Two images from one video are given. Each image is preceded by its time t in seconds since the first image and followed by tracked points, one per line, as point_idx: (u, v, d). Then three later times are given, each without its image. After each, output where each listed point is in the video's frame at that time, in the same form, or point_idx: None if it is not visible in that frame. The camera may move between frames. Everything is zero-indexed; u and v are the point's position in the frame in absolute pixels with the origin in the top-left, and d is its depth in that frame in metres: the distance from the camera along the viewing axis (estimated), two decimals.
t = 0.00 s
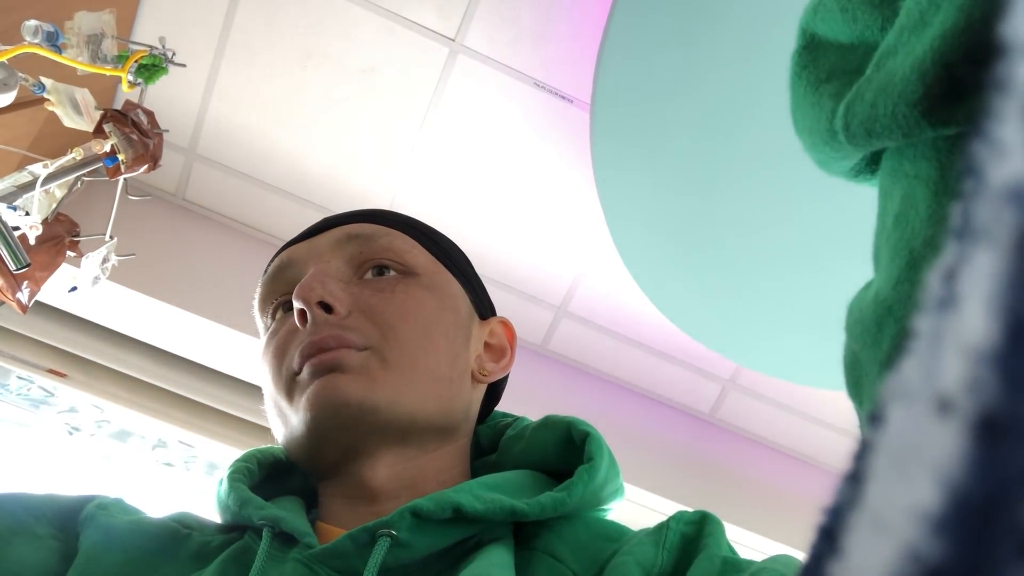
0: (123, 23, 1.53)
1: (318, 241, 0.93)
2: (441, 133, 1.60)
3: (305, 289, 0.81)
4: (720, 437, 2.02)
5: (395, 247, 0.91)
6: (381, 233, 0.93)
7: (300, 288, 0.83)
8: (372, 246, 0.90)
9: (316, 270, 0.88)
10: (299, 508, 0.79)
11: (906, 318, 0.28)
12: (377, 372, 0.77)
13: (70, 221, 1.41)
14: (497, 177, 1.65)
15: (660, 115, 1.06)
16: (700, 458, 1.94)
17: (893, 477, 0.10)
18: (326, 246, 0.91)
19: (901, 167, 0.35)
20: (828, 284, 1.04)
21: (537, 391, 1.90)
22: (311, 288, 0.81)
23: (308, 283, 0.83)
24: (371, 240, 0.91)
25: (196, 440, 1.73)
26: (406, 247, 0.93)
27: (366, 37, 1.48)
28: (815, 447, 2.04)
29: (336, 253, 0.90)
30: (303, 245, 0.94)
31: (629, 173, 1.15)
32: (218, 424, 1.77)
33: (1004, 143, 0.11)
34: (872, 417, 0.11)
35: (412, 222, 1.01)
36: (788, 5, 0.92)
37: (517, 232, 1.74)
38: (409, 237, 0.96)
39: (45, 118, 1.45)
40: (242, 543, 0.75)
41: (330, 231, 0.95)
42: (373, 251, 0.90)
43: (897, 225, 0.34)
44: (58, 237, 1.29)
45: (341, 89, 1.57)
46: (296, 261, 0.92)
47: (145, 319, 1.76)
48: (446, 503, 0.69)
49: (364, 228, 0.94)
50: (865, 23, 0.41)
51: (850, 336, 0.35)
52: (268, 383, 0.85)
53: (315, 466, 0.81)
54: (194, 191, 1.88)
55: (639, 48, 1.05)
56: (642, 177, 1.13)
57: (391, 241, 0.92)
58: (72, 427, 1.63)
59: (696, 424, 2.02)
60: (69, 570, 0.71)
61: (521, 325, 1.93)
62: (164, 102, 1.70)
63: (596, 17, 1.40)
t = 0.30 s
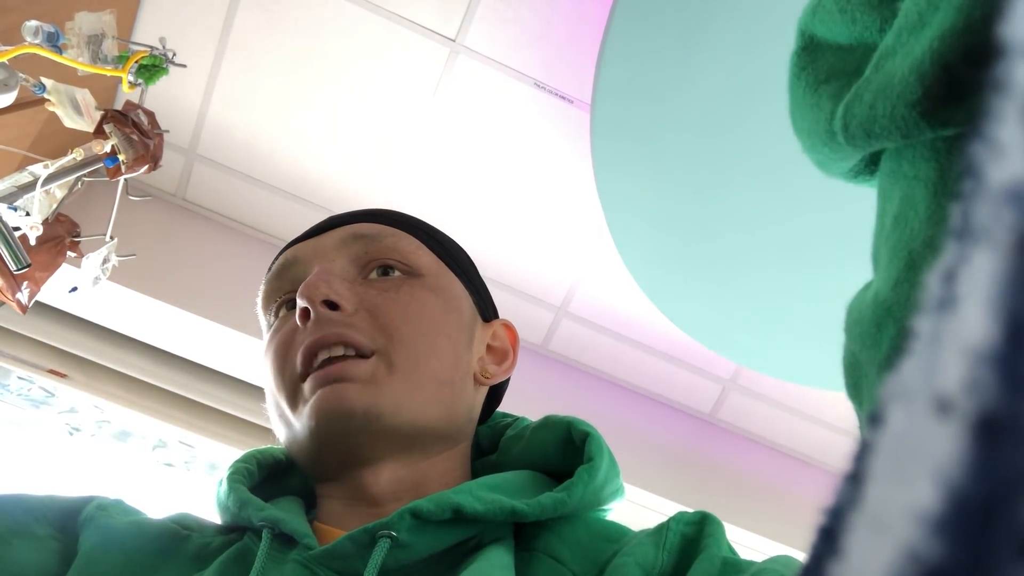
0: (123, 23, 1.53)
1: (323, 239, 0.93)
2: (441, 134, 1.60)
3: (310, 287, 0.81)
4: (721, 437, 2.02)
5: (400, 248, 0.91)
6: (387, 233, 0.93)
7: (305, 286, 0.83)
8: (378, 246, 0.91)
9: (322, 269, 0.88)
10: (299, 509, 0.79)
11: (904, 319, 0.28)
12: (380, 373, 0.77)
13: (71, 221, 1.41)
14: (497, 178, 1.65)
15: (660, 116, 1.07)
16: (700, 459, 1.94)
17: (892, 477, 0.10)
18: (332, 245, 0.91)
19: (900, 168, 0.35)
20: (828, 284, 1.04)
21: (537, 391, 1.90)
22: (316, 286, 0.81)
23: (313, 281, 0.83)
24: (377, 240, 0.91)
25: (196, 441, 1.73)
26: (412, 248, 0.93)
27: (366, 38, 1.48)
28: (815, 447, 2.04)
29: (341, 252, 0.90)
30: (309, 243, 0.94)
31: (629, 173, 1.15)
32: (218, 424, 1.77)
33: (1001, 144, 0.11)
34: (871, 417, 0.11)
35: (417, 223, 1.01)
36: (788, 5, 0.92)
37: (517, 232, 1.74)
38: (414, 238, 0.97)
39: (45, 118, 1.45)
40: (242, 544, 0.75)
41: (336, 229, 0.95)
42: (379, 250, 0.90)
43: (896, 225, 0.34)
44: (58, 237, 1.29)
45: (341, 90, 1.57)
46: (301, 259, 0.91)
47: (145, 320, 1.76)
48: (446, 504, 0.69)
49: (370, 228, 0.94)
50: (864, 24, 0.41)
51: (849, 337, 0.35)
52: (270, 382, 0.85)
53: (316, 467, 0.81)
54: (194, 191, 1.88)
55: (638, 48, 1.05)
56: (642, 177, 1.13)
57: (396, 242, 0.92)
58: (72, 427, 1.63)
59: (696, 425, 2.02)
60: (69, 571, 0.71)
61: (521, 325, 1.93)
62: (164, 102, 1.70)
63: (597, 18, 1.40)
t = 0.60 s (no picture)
0: (123, 23, 1.53)
1: (333, 237, 0.94)
2: (443, 135, 1.60)
3: (319, 285, 0.81)
4: (721, 437, 2.02)
5: (409, 249, 0.92)
6: (396, 234, 0.93)
7: (314, 284, 0.82)
8: (388, 247, 0.91)
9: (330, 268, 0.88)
10: (298, 512, 0.79)
11: (904, 319, 0.28)
12: (386, 374, 0.77)
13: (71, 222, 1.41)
14: (498, 179, 1.65)
15: (660, 116, 1.07)
16: (700, 459, 1.94)
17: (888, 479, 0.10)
18: (342, 244, 0.92)
19: (899, 169, 0.35)
20: (828, 285, 1.04)
21: (537, 391, 1.89)
22: (325, 285, 0.81)
23: (323, 279, 0.83)
24: (387, 241, 0.91)
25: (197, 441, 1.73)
26: (420, 250, 0.93)
27: (366, 38, 1.49)
28: (815, 448, 2.04)
29: (351, 251, 0.91)
30: (318, 241, 0.94)
31: (629, 174, 1.15)
32: (218, 425, 1.77)
33: (999, 146, 0.11)
34: (869, 419, 0.11)
35: (427, 225, 1.01)
36: (788, 6, 0.92)
37: (518, 233, 1.74)
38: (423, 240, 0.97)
39: (46, 119, 1.45)
40: (242, 546, 0.75)
41: (346, 229, 0.95)
42: (388, 250, 0.90)
43: (896, 226, 0.34)
44: (58, 238, 1.29)
45: (343, 90, 1.57)
46: (310, 257, 0.92)
47: (146, 321, 1.76)
48: (446, 506, 0.69)
49: (379, 229, 0.94)
50: (864, 25, 0.41)
51: (849, 337, 0.35)
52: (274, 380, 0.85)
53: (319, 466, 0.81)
54: (195, 192, 1.88)
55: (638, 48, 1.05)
56: (642, 177, 1.13)
57: (406, 243, 0.93)
58: (72, 428, 1.63)
59: (696, 425, 2.02)
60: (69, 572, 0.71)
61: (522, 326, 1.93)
62: (164, 103, 1.70)
63: (596, 19, 1.40)
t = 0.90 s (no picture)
0: (123, 23, 1.53)
1: (338, 235, 0.93)
2: (443, 134, 1.60)
3: (323, 284, 0.81)
4: (721, 438, 2.02)
5: (414, 249, 0.92)
6: (402, 233, 0.93)
7: (319, 282, 0.82)
8: (393, 246, 0.91)
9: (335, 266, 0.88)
10: (298, 514, 0.79)
11: (904, 319, 0.28)
12: (390, 374, 0.77)
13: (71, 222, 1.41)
14: (498, 179, 1.65)
15: (660, 116, 1.07)
16: (700, 459, 1.94)
17: (890, 478, 0.10)
18: (347, 242, 0.91)
19: (899, 170, 0.35)
20: (828, 285, 1.04)
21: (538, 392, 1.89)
22: (331, 285, 0.81)
23: (328, 277, 0.83)
24: (392, 240, 0.91)
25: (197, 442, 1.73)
26: (425, 251, 0.93)
27: (366, 38, 1.49)
28: (814, 448, 2.04)
29: (355, 249, 0.90)
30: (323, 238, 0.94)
31: (629, 174, 1.15)
32: (218, 425, 1.77)
33: (1002, 147, 0.11)
34: (868, 418, 0.11)
35: (432, 226, 1.01)
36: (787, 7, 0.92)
37: (518, 233, 1.74)
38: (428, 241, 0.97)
39: (46, 119, 1.45)
40: (242, 548, 0.75)
41: (351, 227, 0.95)
42: (394, 250, 0.90)
43: (896, 226, 0.34)
44: (58, 238, 1.29)
45: (343, 91, 1.57)
46: (315, 254, 0.92)
47: (146, 321, 1.76)
48: (446, 509, 0.69)
49: (385, 228, 0.94)
50: (863, 25, 0.41)
51: (848, 337, 0.35)
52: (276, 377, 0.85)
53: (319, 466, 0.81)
54: (195, 192, 1.88)
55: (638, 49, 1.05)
56: (642, 178, 1.13)
57: (411, 243, 0.92)
58: (73, 428, 1.63)
59: (696, 426, 2.02)
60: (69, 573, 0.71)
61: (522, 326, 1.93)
62: (164, 103, 1.70)
63: (596, 19, 1.40)
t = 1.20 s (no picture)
0: (123, 23, 1.53)
1: (341, 233, 0.93)
2: (444, 134, 1.60)
3: (327, 281, 0.81)
4: (721, 437, 2.02)
5: (418, 249, 0.92)
6: (406, 232, 0.93)
7: (323, 279, 0.82)
8: (396, 245, 0.91)
9: (339, 264, 0.88)
10: (299, 514, 0.79)
11: (904, 319, 0.28)
12: (393, 371, 0.77)
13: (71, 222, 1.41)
14: (498, 179, 1.65)
15: (659, 116, 1.07)
16: (701, 459, 1.94)
17: (891, 478, 0.10)
18: (350, 241, 0.91)
19: (900, 169, 0.35)
20: (829, 285, 1.04)
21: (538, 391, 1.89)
22: (334, 282, 0.81)
23: (331, 274, 0.83)
24: (396, 239, 0.91)
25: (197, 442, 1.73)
26: (429, 250, 0.93)
27: (366, 38, 1.49)
28: (814, 448, 2.04)
29: (359, 247, 0.90)
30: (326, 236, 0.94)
31: (629, 174, 1.15)
32: (219, 424, 1.77)
33: (1004, 144, 0.11)
34: (869, 417, 0.11)
35: (436, 226, 1.02)
36: (787, 6, 0.92)
37: (518, 233, 1.74)
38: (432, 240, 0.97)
39: (46, 118, 1.45)
40: (243, 549, 0.75)
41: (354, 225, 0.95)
42: (397, 249, 0.90)
43: (896, 226, 0.34)
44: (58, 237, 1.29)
45: (343, 90, 1.57)
46: (317, 252, 0.91)
47: (146, 321, 1.76)
48: (447, 510, 0.69)
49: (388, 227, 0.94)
50: (863, 24, 0.41)
51: (848, 337, 0.35)
52: (277, 374, 0.84)
53: (320, 464, 0.80)
54: (195, 192, 1.88)
55: (638, 49, 1.05)
56: (642, 178, 1.14)
57: (415, 242, 0.92)
58: (73, 428, 1.63)
59: (696, 425, 2.02)
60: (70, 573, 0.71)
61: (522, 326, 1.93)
62: (164, 103, 1.70)
63: (597, 19, 1.40)
